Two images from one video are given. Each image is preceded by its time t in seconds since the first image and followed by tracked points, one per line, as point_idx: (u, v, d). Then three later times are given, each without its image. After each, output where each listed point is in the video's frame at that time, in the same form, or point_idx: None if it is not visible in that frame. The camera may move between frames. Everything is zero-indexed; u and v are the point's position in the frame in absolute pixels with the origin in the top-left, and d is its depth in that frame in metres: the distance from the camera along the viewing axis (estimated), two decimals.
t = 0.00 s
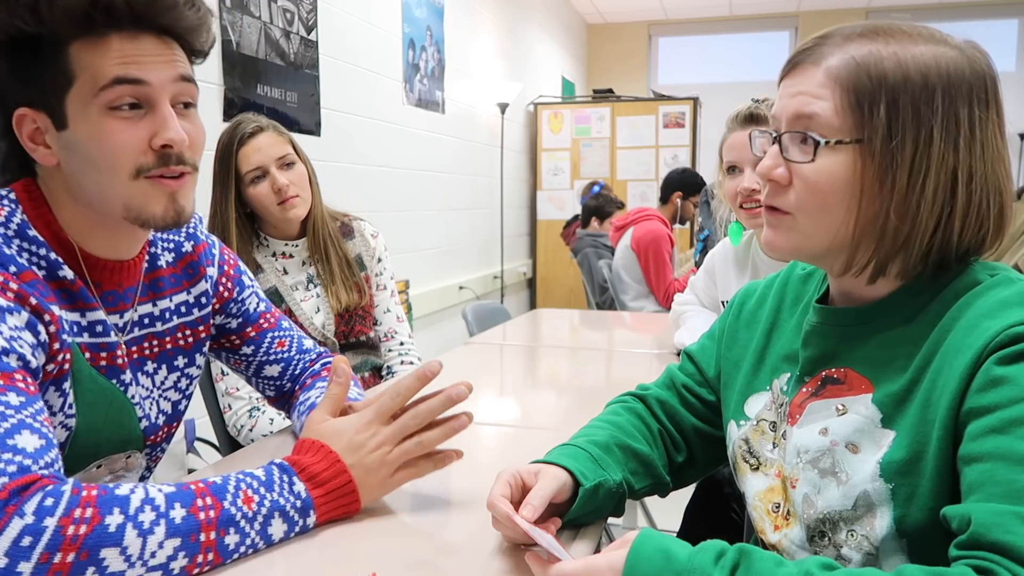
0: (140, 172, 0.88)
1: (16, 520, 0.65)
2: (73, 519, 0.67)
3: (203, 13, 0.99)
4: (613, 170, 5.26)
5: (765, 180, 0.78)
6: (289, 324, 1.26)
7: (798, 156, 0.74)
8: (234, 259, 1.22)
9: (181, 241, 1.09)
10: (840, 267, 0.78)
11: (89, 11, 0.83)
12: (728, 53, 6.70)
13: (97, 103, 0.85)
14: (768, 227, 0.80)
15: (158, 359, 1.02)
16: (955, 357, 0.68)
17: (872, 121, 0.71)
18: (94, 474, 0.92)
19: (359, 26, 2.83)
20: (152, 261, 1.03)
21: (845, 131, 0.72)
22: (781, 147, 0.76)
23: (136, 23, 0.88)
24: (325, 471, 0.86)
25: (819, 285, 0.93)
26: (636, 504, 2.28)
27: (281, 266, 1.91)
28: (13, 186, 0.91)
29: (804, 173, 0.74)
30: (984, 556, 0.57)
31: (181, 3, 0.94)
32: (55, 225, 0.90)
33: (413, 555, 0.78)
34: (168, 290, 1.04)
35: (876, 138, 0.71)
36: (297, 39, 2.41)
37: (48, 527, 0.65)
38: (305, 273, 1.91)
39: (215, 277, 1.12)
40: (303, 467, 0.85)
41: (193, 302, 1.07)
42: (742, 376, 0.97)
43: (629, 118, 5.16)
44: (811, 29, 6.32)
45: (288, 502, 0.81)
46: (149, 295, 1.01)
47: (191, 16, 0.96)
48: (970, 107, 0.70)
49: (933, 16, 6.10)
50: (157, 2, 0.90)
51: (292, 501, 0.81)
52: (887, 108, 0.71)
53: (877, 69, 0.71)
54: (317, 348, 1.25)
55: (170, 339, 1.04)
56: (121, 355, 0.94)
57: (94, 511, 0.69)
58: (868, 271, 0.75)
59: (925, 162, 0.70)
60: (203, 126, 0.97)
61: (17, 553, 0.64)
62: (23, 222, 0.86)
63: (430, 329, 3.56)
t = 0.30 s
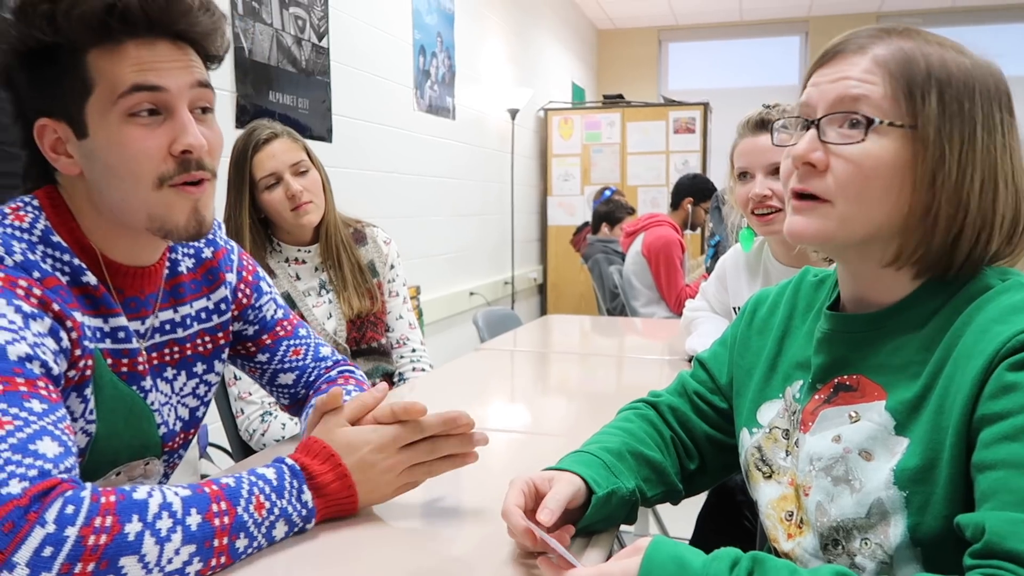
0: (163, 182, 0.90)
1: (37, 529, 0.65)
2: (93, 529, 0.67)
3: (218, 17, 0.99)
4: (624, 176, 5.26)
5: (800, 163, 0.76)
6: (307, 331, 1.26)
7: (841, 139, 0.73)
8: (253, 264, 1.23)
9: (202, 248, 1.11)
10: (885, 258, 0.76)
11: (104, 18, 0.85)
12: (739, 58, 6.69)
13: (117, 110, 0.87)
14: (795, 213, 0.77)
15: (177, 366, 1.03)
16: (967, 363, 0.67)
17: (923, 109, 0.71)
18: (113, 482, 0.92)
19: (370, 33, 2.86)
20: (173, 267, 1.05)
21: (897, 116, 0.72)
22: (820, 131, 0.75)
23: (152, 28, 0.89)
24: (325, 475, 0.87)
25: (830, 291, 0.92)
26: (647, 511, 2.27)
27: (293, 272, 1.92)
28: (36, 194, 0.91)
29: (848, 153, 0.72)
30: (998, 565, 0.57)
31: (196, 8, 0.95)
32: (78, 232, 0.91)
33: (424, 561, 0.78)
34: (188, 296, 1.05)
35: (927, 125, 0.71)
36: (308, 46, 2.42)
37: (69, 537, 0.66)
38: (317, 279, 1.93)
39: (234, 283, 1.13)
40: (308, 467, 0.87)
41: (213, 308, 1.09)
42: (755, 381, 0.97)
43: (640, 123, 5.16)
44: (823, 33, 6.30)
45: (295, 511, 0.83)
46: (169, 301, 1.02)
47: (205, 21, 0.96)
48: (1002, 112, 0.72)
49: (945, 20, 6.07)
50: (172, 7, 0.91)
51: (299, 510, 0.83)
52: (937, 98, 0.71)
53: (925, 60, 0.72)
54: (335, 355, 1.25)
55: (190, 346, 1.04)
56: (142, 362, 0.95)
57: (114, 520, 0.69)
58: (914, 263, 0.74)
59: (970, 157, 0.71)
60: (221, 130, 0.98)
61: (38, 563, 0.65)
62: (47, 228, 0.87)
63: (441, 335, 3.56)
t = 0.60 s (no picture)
0: (192, 197, 0.91)
1: (56, 535, 0.66)
2: (110, 538, 0.68)
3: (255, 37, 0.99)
4: (635, 182, 5.26)
5: (825, 191, 0.74)
6: (326, 338, 1.27)
7: (866, 166, 0.72)
8: (272, 273, 1.24)
9: (222, 257, 1.11)
10: (924, 276, 0.75)
11: (146, 37, 0.86)
12: (752, 64, 6.67)
13: (152, 126, 0.88)
14: (823, 239, 0.76)
15: (198, 375, 1.04)
16: (986, 370, 0.67)
17: (949, 126, 0.70)
18: (132, 489, 0.94)
19: (383, 40, 2.88)
20: (196, 277, 1.05)
21: (921, 138, 0.70)
22: (842, 157, 0.74)
23: (190, 47, 0.90)
24: (347, 499, 0.88)
25: (846, 298, 0.92)
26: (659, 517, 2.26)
27: (309, 277, 1.94)
28: (67, 202, 0.93)
29: (875, 181, 0.71)
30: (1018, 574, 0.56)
31: (235, 27, 0.95)
32: (106, 241, 0.92)
33: (438, 568, 0.78)
34: (209, 306, 1.06)
35: (955, 145, 0.69)
36: (321, 53, 2.44)
37: (86, 545, 0.66)
38: (332, 285, 1.94)
39: (253, 293, 1.14)
40: (333, 486, 0.88)
41: (233, 318, 1.09)
42: (769, 388, 0.96)
43: (651, 129, 5.16)
44: (835, 40, 6.29)
45: (311, 530, 0.84)
46: (191, 311, 1.03)
47: (242, 40, 0.97)
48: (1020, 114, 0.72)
49: (959, 25, 6.04)
50: (212, 27, 0.92)
51: (315, 530, 0.84)
52: (960, 113, 0.70)
53: (945, 73, 0.71)
54: (354, 361, 1.26)
55: (210, 354, 1.06)
56: (163, 370, 0.96)
57: (131, 529, 0.69)
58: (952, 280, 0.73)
59: (997, 168, 0.70)
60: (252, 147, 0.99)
61: (54, 570, 0.65)
62: (76, 236, 0.88)
63: (452, 341, 3.57)
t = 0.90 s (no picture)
0: (198, 205, 0.91)
1: (62, 542, 0.66)
2: (116, 546, 0.68)
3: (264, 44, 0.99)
4: (638, 184, 5.26)
5: (819, 229, 0.74)
6: (329, 339, 1.27)
7: (856, 203, 0.71)
8: (275, 275, 1.24)
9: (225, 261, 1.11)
10: (925, 293, 0.75)
11: (157, 45, 0.85)
12: (756, 66, 6.66)
13: (161, 134, 0.88)
14: (826, 272, 0.76)
15: (200, 379, 1.05)
16: (991, 372, 0.67)
17: (927, 151, 0.69)
18: (137, 493, 0.93)
19: (386, 43, 2.88)
20: (199, 281, 1.06)
21: (900, 169, 0.70)
22: (829, 194, 0.73)
23: (200, 55, 0.89)
24: (356, 509, 0.88)
25: (851, 301, 0.91)
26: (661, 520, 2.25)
27: (317, 278, 1.93)
28: (74, 205, 0.93)
29: (866, 219, 0.71)
30: None
31: (245, 35, 0.95)
32: (112, 246, 0.93)
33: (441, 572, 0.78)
34: (211, 310, 1.06)
35: (936, 167, 0.69)
36: (325, 55, 2.45)
37: (93, 553, 0.66)
38: (339, 286, 1.94)
39: (255, 296, 1.15)
40: (342, 497, 0.88)
41: (234, 322, 1.10)
42: (774, 391, 0.96)
43: (655, 132, 5.15)
44: (839, 42, 6.27)
45: (317, 540, 0.83)
46: (194, 315, 1.03)
47: (252, 47, 0.96)
48: (1002, 104, 0.71)
49: (964, 26, 6.03)
50: (222, 35, 0.91)
51: (321, 540, 0.84)
52: (937, 132, 0.69)
53: (913, 95, 0.69)
54: (357, 363, 1.25)
55: (211, 358, 1.06)
56: (167, 374, 0.97)
57: (138, 538, 0.69)
58: (951, 288, 0.74)
59: (984, 173, 0.70)
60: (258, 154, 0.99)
61: None
62: (85, 239, 0.89)
63: (455, 342, 3.56)
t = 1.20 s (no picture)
0: (220, 223, 0.91)
1: (76, 557, 0.65)
2: (130, 565, 0.67)
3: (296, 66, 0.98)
4: (641, 186, 5.26)
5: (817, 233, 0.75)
6: (344, 342, 1.28)
7: (854, 208, 0.71)
8: (289, 279, 1.24)
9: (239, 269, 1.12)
10: (922, 296, 0.76)
11: (190, 68, 0.85)
12: (759, 67, 6.66)
13: (187, 154, 0.88)
14: (825, 276, 0.77)
15: (212, 389, 1.05)
16: (994, 374, 0.67)
17: (924, 156, 0.69)
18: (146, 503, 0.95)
19: (389, 45, 2.89)
20: (213, 291, 1.06)
21: (897, 174, 0.70)
22: (827, 199, 0.73)
23: (232, 77, 0.89)
24: (366, 512, 0.88)
25: (854, 303, 0.91)
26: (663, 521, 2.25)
27: (322, 279, 1.94)
28: (96, 214, 0.94)
29: (864, 224, 0.71)
30: None
31: (278, 57, 0.94)
32: (132, 256, 0.94)
33: None
34: (225, 319, 1.07)
35: (933, 172, 0.69)
36: (327, 57, 2.45)
37: (106, 570, 0.66)
38: (344, 287, 1.95)
39: (268, 303, 1.15)
40: (355, 503, 0.88)
41: (247, 331, 1.10)
42: (776, 394, 0.96)
43: (657, 133, 5.15)
44: (841, 43, 6.26)
45: (327, 549, 0.83)
46: (208, 324, 1.04)
47: (284, 70, 0.95)
48: (1002, 107, 0.70)
49: (967, 27, 6.02)
50: (256, 59, 0.90)
51: (330, 548, 0.83)
52: (934, 137, 0.69)
53: (910, 100, 0.70)
54: (372, 365, 1.26)
55: (224, 368, 1.07)
56: (181, 386, 0.97)
57: (152, 556, 0.69)
58: (951, 291, 0.74)
59: (983, 177, 0.70)
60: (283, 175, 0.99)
61: None
62: (104, 249, 0.90)
63: (458, 344, 3.57)
